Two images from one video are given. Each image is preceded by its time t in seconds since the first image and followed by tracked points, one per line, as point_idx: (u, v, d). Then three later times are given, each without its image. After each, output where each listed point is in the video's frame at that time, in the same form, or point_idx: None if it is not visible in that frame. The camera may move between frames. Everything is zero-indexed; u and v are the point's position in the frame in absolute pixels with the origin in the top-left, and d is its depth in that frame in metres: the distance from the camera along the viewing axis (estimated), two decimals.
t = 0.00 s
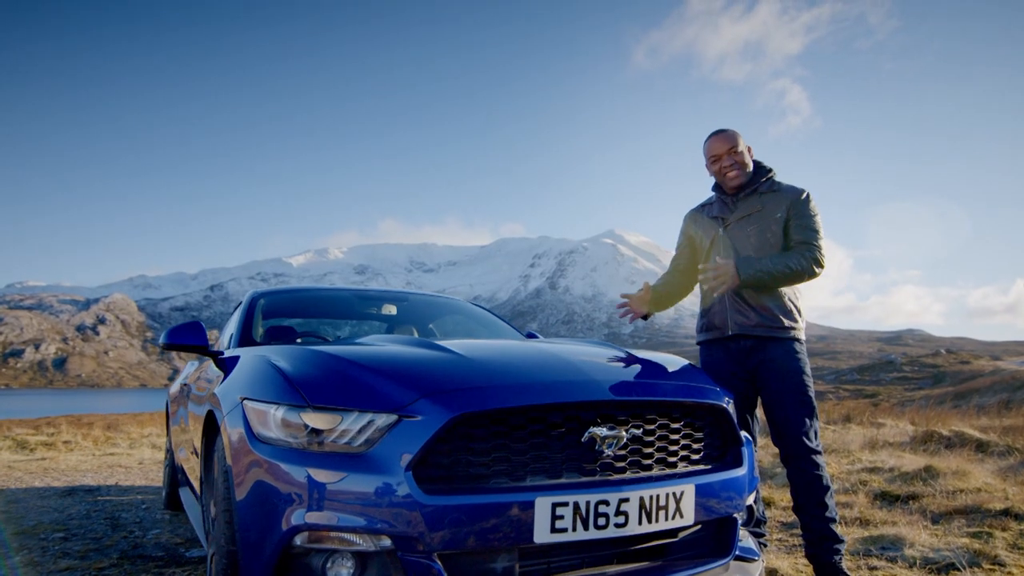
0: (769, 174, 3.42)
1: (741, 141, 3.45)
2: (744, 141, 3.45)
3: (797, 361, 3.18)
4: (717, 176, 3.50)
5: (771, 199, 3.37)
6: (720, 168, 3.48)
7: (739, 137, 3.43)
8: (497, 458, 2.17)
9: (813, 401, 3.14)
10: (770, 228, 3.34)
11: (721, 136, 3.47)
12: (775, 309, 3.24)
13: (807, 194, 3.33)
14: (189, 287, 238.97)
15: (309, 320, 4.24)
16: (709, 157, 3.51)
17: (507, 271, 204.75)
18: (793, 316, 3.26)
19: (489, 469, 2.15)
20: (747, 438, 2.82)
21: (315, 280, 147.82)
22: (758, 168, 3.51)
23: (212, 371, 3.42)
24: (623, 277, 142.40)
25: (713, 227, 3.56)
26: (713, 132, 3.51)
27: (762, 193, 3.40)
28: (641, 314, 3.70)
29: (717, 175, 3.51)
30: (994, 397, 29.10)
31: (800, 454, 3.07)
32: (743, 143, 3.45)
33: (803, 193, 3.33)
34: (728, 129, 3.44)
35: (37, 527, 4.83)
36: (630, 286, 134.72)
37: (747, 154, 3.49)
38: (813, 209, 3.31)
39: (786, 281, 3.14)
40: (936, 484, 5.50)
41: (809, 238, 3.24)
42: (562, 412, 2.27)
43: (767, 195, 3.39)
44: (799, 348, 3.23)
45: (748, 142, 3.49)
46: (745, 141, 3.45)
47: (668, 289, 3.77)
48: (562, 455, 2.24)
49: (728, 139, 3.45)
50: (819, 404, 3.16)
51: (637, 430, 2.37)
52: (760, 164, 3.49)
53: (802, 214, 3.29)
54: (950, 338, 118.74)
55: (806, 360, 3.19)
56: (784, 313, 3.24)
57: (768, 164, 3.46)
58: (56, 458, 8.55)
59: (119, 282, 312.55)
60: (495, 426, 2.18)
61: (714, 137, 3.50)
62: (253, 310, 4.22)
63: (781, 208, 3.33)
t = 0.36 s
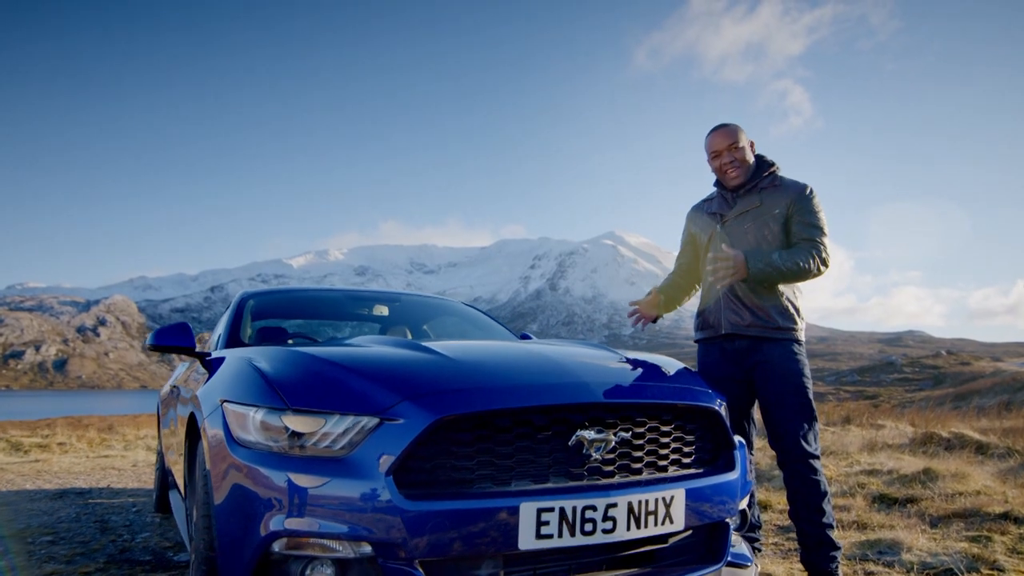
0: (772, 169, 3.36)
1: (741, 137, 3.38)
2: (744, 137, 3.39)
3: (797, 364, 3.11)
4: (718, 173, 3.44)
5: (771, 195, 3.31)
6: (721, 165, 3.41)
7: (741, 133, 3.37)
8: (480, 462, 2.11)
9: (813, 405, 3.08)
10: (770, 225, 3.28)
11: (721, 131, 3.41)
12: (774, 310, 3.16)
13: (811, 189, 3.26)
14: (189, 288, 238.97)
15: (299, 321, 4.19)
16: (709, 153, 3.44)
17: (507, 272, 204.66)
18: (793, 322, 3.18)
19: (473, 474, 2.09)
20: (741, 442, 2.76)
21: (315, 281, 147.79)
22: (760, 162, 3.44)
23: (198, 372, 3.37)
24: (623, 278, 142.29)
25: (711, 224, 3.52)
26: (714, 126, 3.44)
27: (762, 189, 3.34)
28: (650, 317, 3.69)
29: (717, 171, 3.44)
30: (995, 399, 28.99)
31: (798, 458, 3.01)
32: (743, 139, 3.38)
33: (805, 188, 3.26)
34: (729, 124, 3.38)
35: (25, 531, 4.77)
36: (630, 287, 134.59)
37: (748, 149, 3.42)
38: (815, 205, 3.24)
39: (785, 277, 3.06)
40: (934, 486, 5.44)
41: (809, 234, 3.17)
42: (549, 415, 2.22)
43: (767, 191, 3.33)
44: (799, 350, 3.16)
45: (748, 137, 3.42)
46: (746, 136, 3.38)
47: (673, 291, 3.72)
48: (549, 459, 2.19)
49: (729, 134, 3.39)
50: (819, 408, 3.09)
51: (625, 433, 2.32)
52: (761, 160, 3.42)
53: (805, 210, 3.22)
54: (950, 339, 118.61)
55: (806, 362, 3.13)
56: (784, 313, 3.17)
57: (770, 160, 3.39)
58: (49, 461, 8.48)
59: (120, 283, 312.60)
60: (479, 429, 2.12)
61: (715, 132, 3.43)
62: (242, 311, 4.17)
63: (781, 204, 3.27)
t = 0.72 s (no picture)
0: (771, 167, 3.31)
1: (732, 136, 3.32)
2: (736, 135, 3.32)
3: (796, 365, 3.05)
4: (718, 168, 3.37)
5: (768, 192, 3.25)
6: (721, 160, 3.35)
7: (741, 129, 3.33)
8: (464, 466, 2.06)
9: (811, 407, 3.02)
10: (765, 223, 3.23)
11: (712, 131, 3.36)
12: (768, 311, 3.10)
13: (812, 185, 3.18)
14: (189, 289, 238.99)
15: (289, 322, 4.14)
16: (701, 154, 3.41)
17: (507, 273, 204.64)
18: (791, 327, 3.10)
19: (456, 477, 2.04)
20: (733, 445, 2.71)
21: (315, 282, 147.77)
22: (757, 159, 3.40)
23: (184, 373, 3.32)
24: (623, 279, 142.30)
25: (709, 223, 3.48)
26: (709, 125, 3.39)
27: (759, 187, 3.29)
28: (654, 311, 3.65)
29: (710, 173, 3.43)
30: (995, 399, 28.91)
31: (795, 461, 2.95)
32: (733, 138, 3.32)
33: (802, 186, 3.19)
34: (731, 120, 3.33)
35: (13, 534, 4.72)
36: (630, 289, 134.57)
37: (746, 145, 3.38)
38: (815, 202, 3.16)
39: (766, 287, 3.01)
40: (933, 488, 5.38)
41: (805, 233, 3.10)
42: (534, 417, 2.16)
43: (765, 188, 3.28)
44: (799, 352, 3.10)
45: (743, 134, 3.34)
46: (737, 135, 3.31)
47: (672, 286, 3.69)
48: (534, 462, 2.13)
49: (719, 134, 3.34)
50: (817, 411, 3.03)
51: (614, 436, 2.27)
52: (763, 155, 3.35)
53: (800, 208, 3.15)
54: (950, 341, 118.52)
55: (805, 364, 3.07)
56: (779, 314, 3.10)
57: (771, 156, 3.33)
58: (42, 462, 8.43)
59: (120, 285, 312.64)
60: (463, 431, 2.07)
61: (707, 132, 3.38)
62: (232, 311, 4.11)
63: (777, 202, 3.21)
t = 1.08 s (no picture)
0: (762, 164, 3.24)
1: (724, 131, 3.28)
2: (731, 130, 3.28)
3: (784, 368, 2.99)
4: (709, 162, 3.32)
5: (755, 191, 3.19)
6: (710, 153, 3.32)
7: (733, 123, 3.29)
8: (446, 470, 2.01)
9: (799, 411, 2.96)
10: (749, 223, 3.18)
11: (705, 126, 3.32)
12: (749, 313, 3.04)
13: (797, 183, 3.11)
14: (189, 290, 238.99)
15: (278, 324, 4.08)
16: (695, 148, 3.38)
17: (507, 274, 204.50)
18: (783, 321, 3.02)
19: (439, 482, 1.99)
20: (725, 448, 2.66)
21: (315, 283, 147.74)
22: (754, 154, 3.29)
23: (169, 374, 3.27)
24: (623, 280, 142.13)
25: (701, 223, 3.46)
26: (704, 119, 3.34)
27: (747, 185, 3.24)
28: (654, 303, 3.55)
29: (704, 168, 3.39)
30: (995, 401, 28.83)
31: (783, 466, 2.90)
32: (726, 133, 3.27)
33: (789, 183, 3.11)
34: (722, 115, 3.30)
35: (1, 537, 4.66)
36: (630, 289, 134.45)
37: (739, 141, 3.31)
38: (801, 202, 3.08)
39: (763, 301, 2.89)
40: (931, 491, 5.32)
41: (790, 236, 3.05)
42: (520, 420, 2.11)
43: (753, 186, 3.22)
44: (789, 356, 3.03)
45: (737, 129, 3.29)
46: (731, 130, 3.26)
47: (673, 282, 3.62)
48: (520, 466, 2.08)
49: (712, 129, 3.30)
50: (805, 415, 2.97)
51: (602, 439, 2.22)
52: (756, 154, 3.26)
53: (788, 207, 3.08)
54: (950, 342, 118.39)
55: (793, 366, 3.01)
56: (768, 319, 3.01)
57: (766, 152, 3.24)
58: (35, 464, 8.36)
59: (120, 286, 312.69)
60: (445, 435, 2.02)
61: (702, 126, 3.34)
62: (220, 312, 4.05)
63: (762, 203, 3.15)
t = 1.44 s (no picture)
0: (756, 162, 3.20)
1: (728, 124, 3.24)
2: (732, 125, 3.25)
3: (779, 367, 2.95)
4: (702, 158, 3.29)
5: (755, 189, 3.14)
6: (704, 150, 3.27)
7: (729, 121, 3.24)
8: (429, 473, 1.96)
9: (795, 411, 2.91)
10: (750, 222, 3.13)
11: (707, 116, 3.26)
12: (758, 313, 2.99)
13: (795, 181, 3.09)
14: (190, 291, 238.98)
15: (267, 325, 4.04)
16: (694, 137, 3.31)
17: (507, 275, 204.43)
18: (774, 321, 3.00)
19: (421, 485, 1.94)
20: (717, 450, 2.62)
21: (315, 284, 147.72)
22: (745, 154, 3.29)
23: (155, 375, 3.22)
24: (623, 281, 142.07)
25: (694, 220, 3.37)
26: (702, 110, 3.30)
27: (745, 183, 3.19)
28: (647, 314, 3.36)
29: (700, 158, 3.32)
30: (995, 402, 28.75)
31: (778, 468, 2.86)
32: (730, 126, 3.24)
33: (789, 182, 3.08)
34: (718, 110, 3.25)
35: None
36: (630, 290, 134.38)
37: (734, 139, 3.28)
38: (801, 201, 3.06)
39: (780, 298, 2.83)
40: (930, 493, 5.27)
41: (794, 234, 3.02)
42: (505, 422, 2.07)
43: (751, 184, 3.17)
44: (783, 354, 2.99)
45: (735, 127, 3.27)
46: (734, 124, 3.24)
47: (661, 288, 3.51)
48: (504, 469, 2.04)
49: (716, 120, 3.25)
50: (801, 414, 2.93)
51: (589, 441, 2.17)
52: (747, 150, 3.25)
53: (790, 206, 3.05)
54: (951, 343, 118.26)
55: (788, 365, 2.97)
56: (767, 317, 2.99)
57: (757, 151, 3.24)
58: (28, 465, 8.32)
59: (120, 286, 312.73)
60: (427, 437, 1.98)
61: (701, 116, 3.29)
62: (208, 312, 4.00)
63: (763, 201, 3.10)
